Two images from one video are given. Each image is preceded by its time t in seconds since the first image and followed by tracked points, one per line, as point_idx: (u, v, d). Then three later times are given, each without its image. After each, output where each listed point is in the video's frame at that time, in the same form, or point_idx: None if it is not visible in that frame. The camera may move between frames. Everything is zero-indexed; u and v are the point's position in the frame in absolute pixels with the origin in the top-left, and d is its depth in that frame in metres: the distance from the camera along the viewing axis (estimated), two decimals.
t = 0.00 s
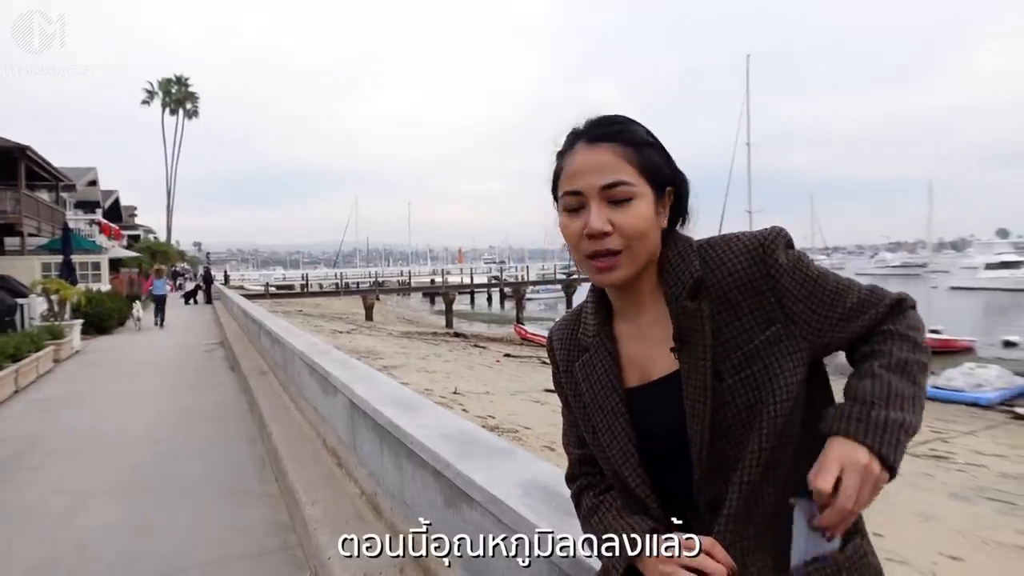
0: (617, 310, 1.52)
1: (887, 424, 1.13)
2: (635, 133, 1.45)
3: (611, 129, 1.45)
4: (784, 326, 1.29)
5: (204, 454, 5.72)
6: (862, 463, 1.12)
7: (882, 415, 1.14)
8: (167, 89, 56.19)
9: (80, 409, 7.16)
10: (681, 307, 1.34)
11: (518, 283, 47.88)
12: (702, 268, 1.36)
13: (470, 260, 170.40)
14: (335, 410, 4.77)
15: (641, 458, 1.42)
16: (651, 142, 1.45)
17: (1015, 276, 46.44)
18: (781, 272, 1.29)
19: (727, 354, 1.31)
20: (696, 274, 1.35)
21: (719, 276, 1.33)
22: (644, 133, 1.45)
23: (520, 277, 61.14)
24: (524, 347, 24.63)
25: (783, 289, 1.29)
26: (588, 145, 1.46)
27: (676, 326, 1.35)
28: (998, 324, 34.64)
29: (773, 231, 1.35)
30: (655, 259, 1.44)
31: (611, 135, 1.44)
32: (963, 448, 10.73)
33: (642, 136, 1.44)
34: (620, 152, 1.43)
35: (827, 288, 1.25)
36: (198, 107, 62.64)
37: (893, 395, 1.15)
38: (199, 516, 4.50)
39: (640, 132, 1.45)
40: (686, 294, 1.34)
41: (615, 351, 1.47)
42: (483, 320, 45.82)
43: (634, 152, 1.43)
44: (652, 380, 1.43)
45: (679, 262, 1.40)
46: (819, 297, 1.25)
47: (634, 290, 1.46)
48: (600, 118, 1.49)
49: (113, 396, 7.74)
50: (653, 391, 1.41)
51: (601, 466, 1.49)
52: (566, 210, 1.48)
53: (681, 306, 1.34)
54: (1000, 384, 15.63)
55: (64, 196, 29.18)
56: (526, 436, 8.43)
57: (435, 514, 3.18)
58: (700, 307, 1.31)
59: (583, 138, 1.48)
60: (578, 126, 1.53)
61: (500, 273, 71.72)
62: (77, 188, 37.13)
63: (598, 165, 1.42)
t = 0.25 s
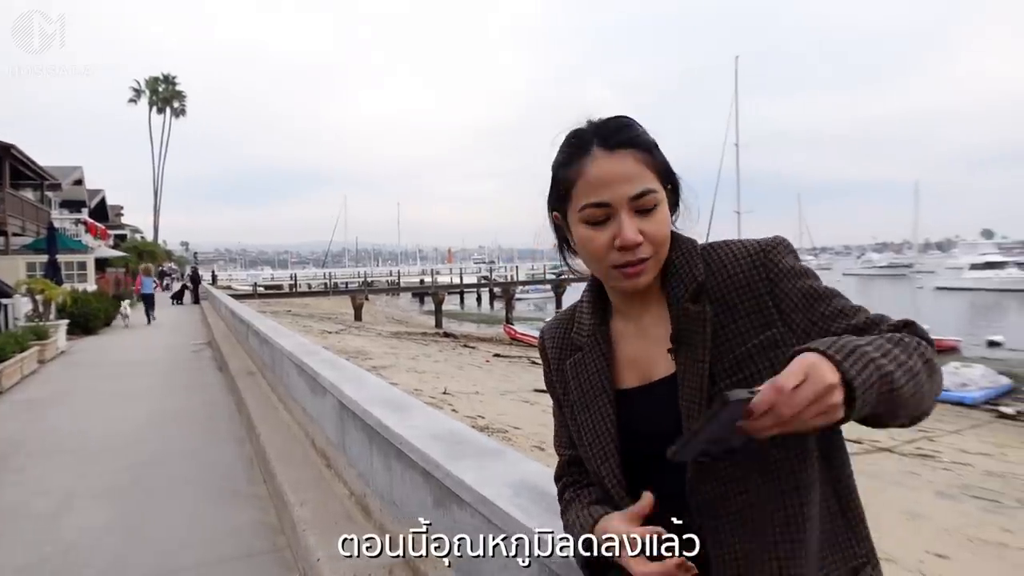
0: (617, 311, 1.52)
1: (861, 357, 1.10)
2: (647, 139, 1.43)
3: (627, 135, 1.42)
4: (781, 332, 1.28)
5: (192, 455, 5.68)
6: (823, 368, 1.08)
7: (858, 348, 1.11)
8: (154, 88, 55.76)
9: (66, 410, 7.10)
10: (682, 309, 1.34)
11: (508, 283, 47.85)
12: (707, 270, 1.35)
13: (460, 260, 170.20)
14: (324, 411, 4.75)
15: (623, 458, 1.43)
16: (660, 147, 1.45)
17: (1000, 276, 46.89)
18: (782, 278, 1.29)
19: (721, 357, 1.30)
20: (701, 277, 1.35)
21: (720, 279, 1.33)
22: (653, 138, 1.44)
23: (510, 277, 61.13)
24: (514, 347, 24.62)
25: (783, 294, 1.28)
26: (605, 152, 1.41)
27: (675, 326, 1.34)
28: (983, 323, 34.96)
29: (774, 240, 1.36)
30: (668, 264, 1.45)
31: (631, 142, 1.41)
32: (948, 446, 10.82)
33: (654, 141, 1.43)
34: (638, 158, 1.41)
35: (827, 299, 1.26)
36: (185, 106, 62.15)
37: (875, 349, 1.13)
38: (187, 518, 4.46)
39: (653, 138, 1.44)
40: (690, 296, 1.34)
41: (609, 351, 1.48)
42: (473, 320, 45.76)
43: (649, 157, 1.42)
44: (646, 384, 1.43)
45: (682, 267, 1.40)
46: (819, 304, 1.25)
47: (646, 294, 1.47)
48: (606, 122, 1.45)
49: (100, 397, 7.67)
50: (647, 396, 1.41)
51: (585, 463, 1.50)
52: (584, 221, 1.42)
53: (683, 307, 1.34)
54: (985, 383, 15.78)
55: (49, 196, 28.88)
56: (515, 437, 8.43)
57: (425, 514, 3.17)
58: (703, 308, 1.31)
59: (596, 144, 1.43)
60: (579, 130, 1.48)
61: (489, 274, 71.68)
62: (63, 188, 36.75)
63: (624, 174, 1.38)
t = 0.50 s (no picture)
0: (613, 308, 1.52)
1: (781, 416, 1.05)
2: (638, 140, 1.40)
3: (620, 138, 1.39)
4: (755, 342, 1.24)
5: (181, 457, 5.66)
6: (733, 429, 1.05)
7: (782, 405, 1.06)
8: (142, 87, 55.38)
9: (55, 412, 7.06)
10: (662, 312, 1.33)
11: (499, 283, 47.89)
12: (691, 277, 1.33)
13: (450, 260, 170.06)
14: (314, 412, 4.72)
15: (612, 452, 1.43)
16: (655, 146, 1.43)
17: (987, 275, 47.32)
18: (762, 288, 1.24)
19: (691, 364, 1.28)
20: (684, 282, 1.33)
21: (703, 284, 1.30)
22: (646, 137, 1.41)
23: (501, 277, 61.14)
24: (504, 347, 24.65)
25: (761, 304, 1.24)
26: (595, 155, 1.39)
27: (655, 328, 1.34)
28: (970, 321, 35.25)
29: (766, 246, 1.30)
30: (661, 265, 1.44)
31: (620, 145, 1.39)
32: (936, 444, 10.91)
33: (647, 142, 1.41)
34: (630, 162, 1.39)
35: (808, 314, 1.20)
36: (172, 106, 61.69)
37: (804, 403, 1.07)
38: (177, 519, 4.45)
39: (645, 139, 1.41)
40: (670, 300, 1.33)
41: (605, 348, 1.48)
42: (463, 320, 45.73)
43: (642, 159, 1.40)
44: (637, 383, 1.43)
45: (669, 269, 1.38)
46: (795, 319, 1.20)
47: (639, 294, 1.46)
48: (601, 121, 1.44)
49: (89, 399, 7.64)
50: (639, 394, 1.42)
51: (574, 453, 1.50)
52: (573, 224, 1.43)
53: (662, 311, 1.33)
54: (972, 381, 15.93)
55: (36, 196, 28.63)
56: (506, 436, 8.43)
57: (415, 515, 3.16)
58: (680, 316, 1.29)
59: (586, 145, 1.42)
60: (575, 129, 1.47)
61: (480, 273, 71.69)
62: (50, 188, 36.48)
63: (610, 179, 1.37)
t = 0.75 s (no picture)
0: (608, 307, 1.52)
1: (751, 466, 1.13)
2: (604, 137, 1.40)
3: (583, 139, 1.40)
4: (750, 349, 1.25)
5: (175, 458, 5.64)
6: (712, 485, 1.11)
7: (752, 457, 1.14)
8: (134, 87, 55.15)
9: (47, 413, 7.03)
10: (658, 311, 1.33)
11: (493, 282, 47.84)
12: (691, 277, 1.32)
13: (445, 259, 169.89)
14: (309, 412, 4.71)
15: (602, 449, 1.43)
16: (624, 139, 1.42)
17: (979, 272, 47.57)
18: (763, 294, 1.24)
19: (686, 365, 1.28)
20: (684, 283, 1.32)
21: (703, 285, 1.30)
22: (613, 133, 1.41)
23: (495, 276, 61.10)
24: (499, 347, 24.63)
25: (760, 311, 1.24)
26: (564, 160, 1.41)
27: (650, 327, 1.34)
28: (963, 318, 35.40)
29: (769, 250, 1.30)
30: (645, 260, 1.43)
31: (585, 145, 1.39)
32: (929, 441, 10.96)
33: (614, 139, 1.41)
34: (596, 161, 1.39)
35: (805, 327, 1.22)
36: (164, 106, 61.43)
37: (773, 458, 1.14)
38: (172, 520, 4.44)
39: (611, 136, 1.41)
40: (668, 301, 1.32)
41: (598, 348, 1.48)
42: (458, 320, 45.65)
43: (611, 156, 1.40)
44: (629, 382, 1.43)
45: (665, 268, 1.38)
46: (794, 331, 1.21)
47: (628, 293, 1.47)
48: (569, 124, 1.46)
49: (81, 400, 7.61)
50: (629, 394, 1.42)
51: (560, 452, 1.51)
52: (550, 229, 1.46)
53: (659, 310, 1.32)
54: (964, 378, 16.00)
55: (27, 197, 28.46)
56: (501, 436, 8.43)
57: (408, 515, 3.15)
58: (680, 317, 1.29)
59: (556, 150, 1.44)
60: (546, 136, 1.49)
61: (475, 272, 71.66)
62: (41, 189, 36.27)
63: (578, 180, 1.38)
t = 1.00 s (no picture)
0: (603, 307, 1.53)
1: (694, 476, 1.17)
2: (592, 139, 1.40)
3: (570, 142, 1.41)
4: (735, 355, 1.25)
5: (174, 459, 5.65)
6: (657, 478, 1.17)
7: (702, 468, 1.18)
8: (132, 88, 55.11)
9: (46, 415, 7.03)
10: (650, 312, 1.33)
11: (492, 282, 47.83)
12: (684, 280, 1.33)
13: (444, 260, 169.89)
14: (307, 413, 4.71)
15: (595, 449, 1.44)
16: (612, 139, 1.42)
17: (977, 271, 47.60)
18: (752, 301, 1.25)
19: (672, 368, 1.28)
20: (677, 285, 1.32)
21: (694, 289, 1.30)
22: (601, 134, 1.41)
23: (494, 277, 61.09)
24: (498, 347, 24.63)
25: (748, 318, 1.25)
26: (553, 164, 1.42)
27: (642, 327, 1.34)
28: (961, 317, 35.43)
29: (763, 255, 1.30)
30: (638, 261, 1.44)
31: (572, 147, 1.40)
32: (928, 439, 10.97)
33: (603, 139, 1.41)
34: (583, 163, 1.39)
35: (791, 336, 1.22)
36: (163, 107, 61.38)
37: (716, 471, 1.18)
38: (170, 521, 4.45)
39: (597, 137, 1.41)
40: (659, 303, 1.33)
41: (593, 348, 1.48)
42: (456, 320, 45.61)
43: (599, 156, 1.40)
44: (625, 383, 1.43)
45: (658, 270, 1.38)
46: (781, 343, 1.22)
47: (621, 292, 1.48)
48: (557, 127, 1.46)
49: (80, 402, 7.61)
50: (625, 395, 1.42)
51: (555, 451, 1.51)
52: (542, 231, 1.46)
53: (650, 311, 1.33)
54: (963, 377, 16.01)
55: (25, 198, 28.44)
56: (500, 436, 8.44)
57: (406, 516, 3.15)
58: (669, 319, 1.29)
59: (544, 153, 1.44)
60: (535, 139, 1.50)
61: (474, 272, 71.67)
62: (40, 190, 36.23)
63: (567, 183, 1.39)
